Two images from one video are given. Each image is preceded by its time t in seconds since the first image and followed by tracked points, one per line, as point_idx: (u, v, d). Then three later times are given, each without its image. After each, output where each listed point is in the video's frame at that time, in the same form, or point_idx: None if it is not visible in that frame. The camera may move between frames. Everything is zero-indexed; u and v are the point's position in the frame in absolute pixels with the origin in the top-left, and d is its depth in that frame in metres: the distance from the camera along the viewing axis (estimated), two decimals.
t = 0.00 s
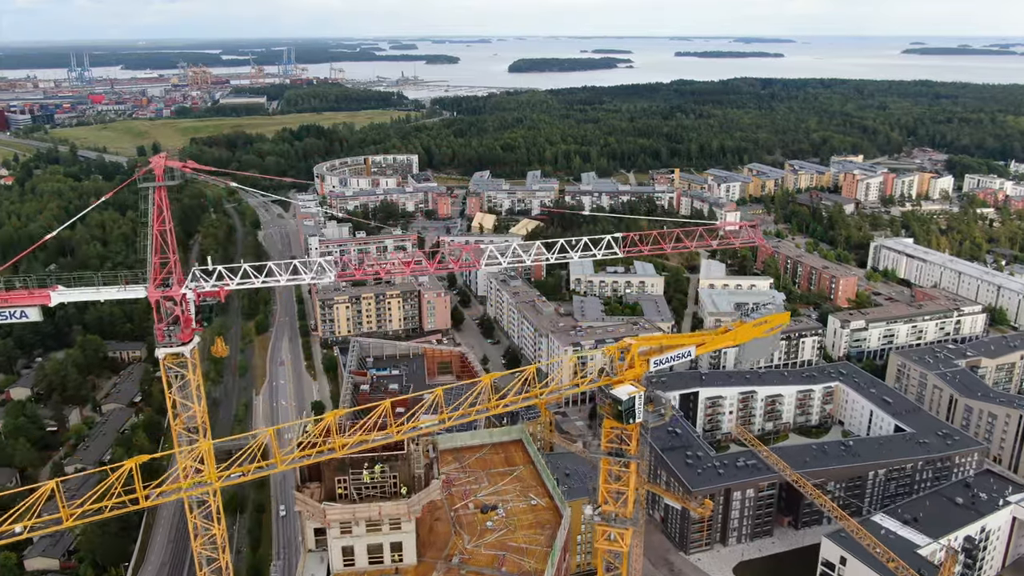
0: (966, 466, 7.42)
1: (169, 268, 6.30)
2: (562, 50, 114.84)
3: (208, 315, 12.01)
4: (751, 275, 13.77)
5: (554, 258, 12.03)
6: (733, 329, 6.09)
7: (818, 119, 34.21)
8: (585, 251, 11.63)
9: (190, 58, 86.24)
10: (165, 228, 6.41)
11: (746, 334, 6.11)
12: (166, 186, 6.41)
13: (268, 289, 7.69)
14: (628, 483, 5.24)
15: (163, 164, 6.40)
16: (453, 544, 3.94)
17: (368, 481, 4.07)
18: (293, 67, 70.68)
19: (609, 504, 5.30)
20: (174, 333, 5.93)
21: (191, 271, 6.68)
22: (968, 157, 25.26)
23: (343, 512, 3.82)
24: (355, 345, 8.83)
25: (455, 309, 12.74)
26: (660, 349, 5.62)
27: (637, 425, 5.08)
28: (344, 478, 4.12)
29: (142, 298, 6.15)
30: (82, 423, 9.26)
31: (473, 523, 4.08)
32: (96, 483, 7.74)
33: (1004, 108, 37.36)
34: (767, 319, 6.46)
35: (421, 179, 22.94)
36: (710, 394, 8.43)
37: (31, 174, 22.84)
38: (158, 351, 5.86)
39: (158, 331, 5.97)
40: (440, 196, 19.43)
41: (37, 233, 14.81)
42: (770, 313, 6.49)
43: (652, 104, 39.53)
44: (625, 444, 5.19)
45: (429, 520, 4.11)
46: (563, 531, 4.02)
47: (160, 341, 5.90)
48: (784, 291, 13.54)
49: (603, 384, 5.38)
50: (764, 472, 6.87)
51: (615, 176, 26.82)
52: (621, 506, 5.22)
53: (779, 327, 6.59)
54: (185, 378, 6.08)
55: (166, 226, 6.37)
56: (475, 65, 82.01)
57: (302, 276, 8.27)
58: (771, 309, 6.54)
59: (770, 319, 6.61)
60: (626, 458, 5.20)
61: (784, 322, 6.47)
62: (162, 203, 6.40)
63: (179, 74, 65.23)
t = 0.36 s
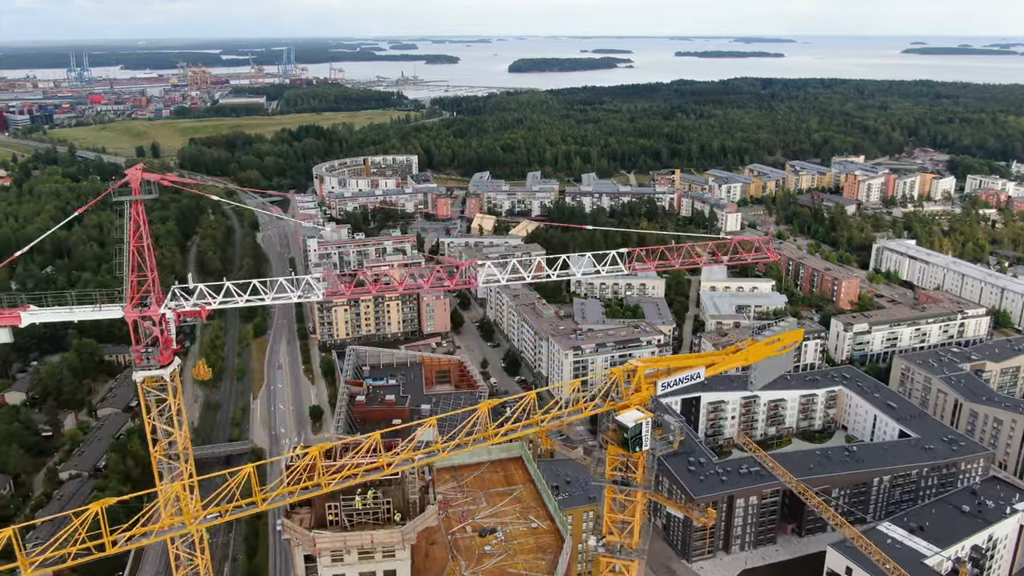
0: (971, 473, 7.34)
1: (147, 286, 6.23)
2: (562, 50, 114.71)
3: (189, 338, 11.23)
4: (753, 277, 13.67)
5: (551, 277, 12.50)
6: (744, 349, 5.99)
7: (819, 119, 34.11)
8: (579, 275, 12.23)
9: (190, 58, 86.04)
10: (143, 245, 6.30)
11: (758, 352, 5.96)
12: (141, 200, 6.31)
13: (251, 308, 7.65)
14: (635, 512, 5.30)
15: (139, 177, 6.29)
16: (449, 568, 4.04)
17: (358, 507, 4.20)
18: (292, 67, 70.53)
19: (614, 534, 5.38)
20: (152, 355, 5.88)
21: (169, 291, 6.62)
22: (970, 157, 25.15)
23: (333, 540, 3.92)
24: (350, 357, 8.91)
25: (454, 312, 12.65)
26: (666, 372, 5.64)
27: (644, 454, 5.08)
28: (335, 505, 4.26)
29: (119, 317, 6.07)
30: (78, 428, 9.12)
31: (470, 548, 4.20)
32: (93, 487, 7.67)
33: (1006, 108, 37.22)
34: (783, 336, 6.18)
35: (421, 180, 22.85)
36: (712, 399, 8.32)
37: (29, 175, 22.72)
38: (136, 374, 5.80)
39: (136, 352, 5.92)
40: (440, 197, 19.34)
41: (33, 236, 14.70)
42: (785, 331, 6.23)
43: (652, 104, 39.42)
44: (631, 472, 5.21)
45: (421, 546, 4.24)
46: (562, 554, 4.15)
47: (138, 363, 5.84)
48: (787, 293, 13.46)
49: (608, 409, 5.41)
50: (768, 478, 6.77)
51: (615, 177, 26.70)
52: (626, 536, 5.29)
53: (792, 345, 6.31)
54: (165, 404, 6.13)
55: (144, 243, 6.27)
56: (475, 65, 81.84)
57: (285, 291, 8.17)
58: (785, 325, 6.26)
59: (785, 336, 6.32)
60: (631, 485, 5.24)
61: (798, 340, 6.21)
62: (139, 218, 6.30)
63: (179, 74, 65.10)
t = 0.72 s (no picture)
0: (978, 480, 7.22)
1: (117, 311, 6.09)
2: (562, 50, 114.56)
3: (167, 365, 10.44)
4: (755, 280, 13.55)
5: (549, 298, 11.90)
6: (757, 375, 5.93)
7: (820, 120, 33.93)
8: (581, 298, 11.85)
9: (190, 58, 85.86)
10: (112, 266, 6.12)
11: (771, 377, 5.91)
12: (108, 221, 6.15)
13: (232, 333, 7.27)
14: (641, 548, 5.43)
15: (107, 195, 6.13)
16: None
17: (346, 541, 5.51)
18: (292, 67, 70.42)
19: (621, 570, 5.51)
20: (124, 385, 5.77)
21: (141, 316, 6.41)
22: (972, 158, 25.02)
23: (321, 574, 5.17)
24: (346, 366, 8.66)
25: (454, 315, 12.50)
26: (675, 402, 5.67)
27: (653, 491, 5.12)
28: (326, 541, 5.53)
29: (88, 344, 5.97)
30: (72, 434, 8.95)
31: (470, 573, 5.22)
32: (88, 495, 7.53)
33: (1008, 108, 37.06)
34: (800, 360, 6.06)
35: (421, 181, 22.74)
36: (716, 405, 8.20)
37: (27, 176, 22.62)
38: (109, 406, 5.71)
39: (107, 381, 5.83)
40: (440, 199, 19.25)
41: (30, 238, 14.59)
42: (800, 355, 6.08)
43: (653, 104, 39.29)
44: (639, 508, 5.27)
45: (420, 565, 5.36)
46: None
47: (110, 394, 5.75)
48: (789, 296, 13.35)
49: (615, 442, 5.41)
50: (771, 487, 6.66)
51: (615, 177, 26.59)
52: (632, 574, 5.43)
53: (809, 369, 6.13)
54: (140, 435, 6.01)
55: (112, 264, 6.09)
56: (474, 65, 81.75)
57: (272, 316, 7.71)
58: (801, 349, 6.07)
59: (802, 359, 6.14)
60: (639, 522, 5.25)
61: (815, 364, 6.04)
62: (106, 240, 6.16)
63: (179, 74, 64.95)
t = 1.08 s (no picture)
0: (985, 488, 7.10)
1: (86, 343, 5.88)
2: (562, 50, 114.43)
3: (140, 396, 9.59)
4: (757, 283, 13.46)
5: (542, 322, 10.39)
6: (776, 405, 5.85)
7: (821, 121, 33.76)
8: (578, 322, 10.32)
9: (190, 58, 85.67)
10: (79, 294, 6.00)
11: (790, 407, 5.86)
12: (75, 245, 5.96)
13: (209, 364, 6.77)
14: None
15: (74, 217, 5.96)
16: None
17: None
18: (293, 67, 70.28)
19: None
20: (93, 421, 5.48)
21: (113, 345, 6.15)
22: (974, 159, 24.90)
23: None
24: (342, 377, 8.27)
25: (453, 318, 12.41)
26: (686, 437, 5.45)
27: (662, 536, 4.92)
28: None
29: (54, 376, 5.69)
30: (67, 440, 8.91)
31: None
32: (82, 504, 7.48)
33: (1009, 109, 36.92)
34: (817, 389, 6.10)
35: (420, 182, 22.62)
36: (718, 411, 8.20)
37: (26, 177, 22.51)
38: (76, 443, 5.40)
39: (76, 418, 5.52)
40: (439, 201, 19.16)
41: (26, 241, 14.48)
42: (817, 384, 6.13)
43: (653, 105, 39.17)
44: (647, 551, 5.17)
45: None
46: None
47: (77, 431, 5.44)
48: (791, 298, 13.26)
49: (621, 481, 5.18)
50: (776, 496, 6.55)
51: (615, 179, 26.48)
52: None
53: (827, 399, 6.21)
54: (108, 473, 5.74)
55: (79, 293, 5.91)
56: (474, 66, 81.63)
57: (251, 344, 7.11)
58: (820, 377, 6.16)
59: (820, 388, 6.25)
60: (647, 565, 5.15)
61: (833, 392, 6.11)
62: (74, 266, 6.01)
63: (178, 74, 64.76)
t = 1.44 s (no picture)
0: (991, 494, 7.01)
1: (50, 375, 5.81)
2: (562, 49, 114.31)
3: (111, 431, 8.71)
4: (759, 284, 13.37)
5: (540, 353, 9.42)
6: (791, 434, 5.53)
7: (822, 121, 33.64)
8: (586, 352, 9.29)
9: (190, 58, 85.50)
10: (43, 320, 5.85)
11: (806, 436, 5.56)
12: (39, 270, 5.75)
13: (183, 395, 6.33)
14: None
15: (36, 238, 5.71)
16: None
17: None
18: (293, 67, 70.13)
19: None
20: (60, 457, 5.55)
21: (82, 375, 6.05)
22: (976, 159, 24.78)
23: None
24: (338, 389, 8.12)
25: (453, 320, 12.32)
26: (698, 471, 5.22)
27: None
28: None
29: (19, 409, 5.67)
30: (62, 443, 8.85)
31: None
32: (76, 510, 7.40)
33: (1011, 109, 36.80)
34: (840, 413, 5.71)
35: (419, 182, 22.51)
36: (720, 416, 8.15)
37: (24, 177, 22.42)
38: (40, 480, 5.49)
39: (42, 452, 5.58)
40: (439, 201, 19.07)
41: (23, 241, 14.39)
42: (836, 410, 5.70)
43: (653, 104, 39.05)
44: None
45: None
46: None
47: (44, 467, 5.52)
48: (793, 299, 13.18)
49: (631, 522, 5.04)
50: (778, 503, 6.47)
51: (616, 179, 26.36)
52: None
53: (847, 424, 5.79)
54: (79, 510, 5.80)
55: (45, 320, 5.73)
56: (475, 65, 81.47)
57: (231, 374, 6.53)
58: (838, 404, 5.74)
59: (840, 413, 5.86)
60: None
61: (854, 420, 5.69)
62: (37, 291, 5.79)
63: (178, 74, 64.61)
